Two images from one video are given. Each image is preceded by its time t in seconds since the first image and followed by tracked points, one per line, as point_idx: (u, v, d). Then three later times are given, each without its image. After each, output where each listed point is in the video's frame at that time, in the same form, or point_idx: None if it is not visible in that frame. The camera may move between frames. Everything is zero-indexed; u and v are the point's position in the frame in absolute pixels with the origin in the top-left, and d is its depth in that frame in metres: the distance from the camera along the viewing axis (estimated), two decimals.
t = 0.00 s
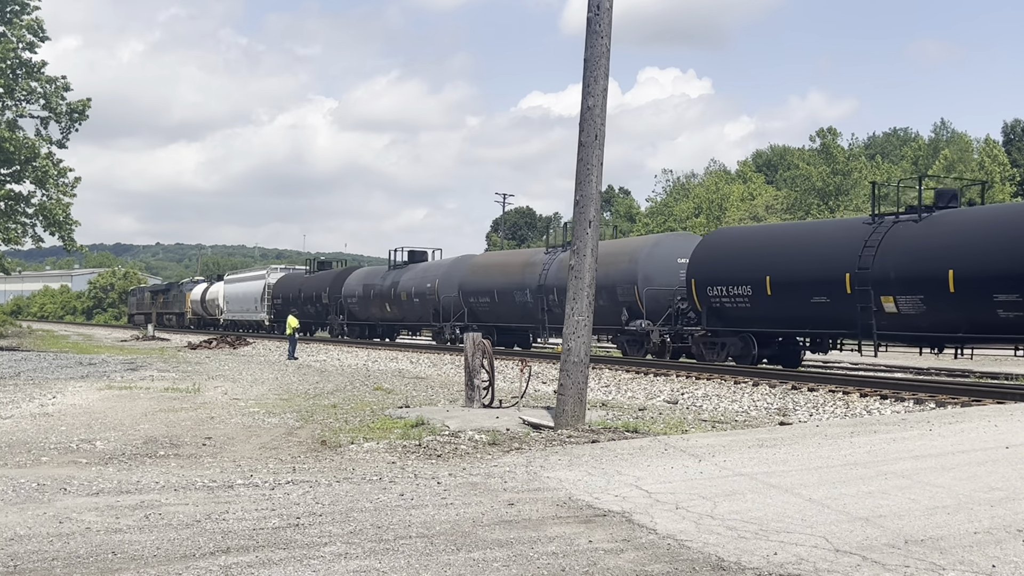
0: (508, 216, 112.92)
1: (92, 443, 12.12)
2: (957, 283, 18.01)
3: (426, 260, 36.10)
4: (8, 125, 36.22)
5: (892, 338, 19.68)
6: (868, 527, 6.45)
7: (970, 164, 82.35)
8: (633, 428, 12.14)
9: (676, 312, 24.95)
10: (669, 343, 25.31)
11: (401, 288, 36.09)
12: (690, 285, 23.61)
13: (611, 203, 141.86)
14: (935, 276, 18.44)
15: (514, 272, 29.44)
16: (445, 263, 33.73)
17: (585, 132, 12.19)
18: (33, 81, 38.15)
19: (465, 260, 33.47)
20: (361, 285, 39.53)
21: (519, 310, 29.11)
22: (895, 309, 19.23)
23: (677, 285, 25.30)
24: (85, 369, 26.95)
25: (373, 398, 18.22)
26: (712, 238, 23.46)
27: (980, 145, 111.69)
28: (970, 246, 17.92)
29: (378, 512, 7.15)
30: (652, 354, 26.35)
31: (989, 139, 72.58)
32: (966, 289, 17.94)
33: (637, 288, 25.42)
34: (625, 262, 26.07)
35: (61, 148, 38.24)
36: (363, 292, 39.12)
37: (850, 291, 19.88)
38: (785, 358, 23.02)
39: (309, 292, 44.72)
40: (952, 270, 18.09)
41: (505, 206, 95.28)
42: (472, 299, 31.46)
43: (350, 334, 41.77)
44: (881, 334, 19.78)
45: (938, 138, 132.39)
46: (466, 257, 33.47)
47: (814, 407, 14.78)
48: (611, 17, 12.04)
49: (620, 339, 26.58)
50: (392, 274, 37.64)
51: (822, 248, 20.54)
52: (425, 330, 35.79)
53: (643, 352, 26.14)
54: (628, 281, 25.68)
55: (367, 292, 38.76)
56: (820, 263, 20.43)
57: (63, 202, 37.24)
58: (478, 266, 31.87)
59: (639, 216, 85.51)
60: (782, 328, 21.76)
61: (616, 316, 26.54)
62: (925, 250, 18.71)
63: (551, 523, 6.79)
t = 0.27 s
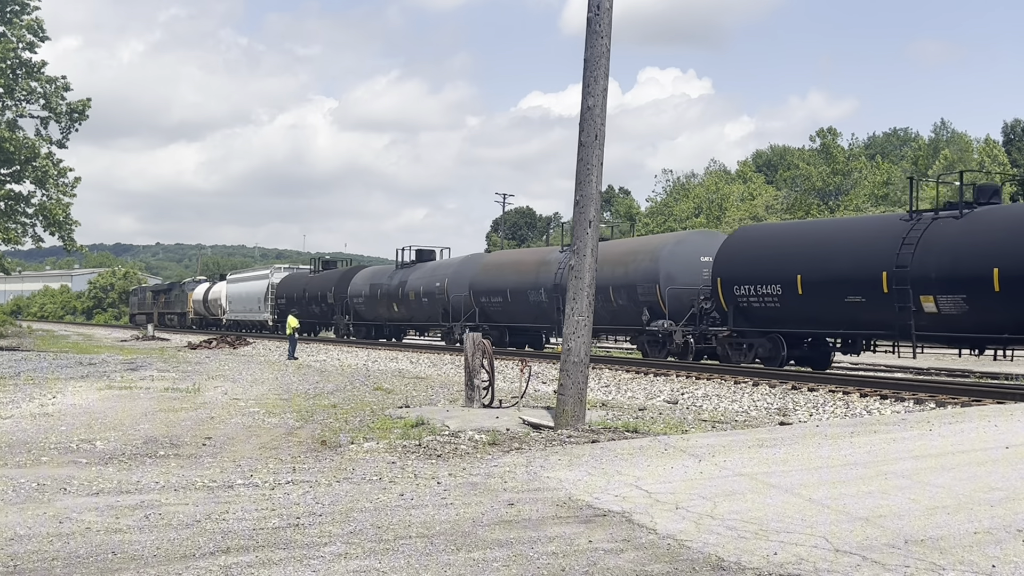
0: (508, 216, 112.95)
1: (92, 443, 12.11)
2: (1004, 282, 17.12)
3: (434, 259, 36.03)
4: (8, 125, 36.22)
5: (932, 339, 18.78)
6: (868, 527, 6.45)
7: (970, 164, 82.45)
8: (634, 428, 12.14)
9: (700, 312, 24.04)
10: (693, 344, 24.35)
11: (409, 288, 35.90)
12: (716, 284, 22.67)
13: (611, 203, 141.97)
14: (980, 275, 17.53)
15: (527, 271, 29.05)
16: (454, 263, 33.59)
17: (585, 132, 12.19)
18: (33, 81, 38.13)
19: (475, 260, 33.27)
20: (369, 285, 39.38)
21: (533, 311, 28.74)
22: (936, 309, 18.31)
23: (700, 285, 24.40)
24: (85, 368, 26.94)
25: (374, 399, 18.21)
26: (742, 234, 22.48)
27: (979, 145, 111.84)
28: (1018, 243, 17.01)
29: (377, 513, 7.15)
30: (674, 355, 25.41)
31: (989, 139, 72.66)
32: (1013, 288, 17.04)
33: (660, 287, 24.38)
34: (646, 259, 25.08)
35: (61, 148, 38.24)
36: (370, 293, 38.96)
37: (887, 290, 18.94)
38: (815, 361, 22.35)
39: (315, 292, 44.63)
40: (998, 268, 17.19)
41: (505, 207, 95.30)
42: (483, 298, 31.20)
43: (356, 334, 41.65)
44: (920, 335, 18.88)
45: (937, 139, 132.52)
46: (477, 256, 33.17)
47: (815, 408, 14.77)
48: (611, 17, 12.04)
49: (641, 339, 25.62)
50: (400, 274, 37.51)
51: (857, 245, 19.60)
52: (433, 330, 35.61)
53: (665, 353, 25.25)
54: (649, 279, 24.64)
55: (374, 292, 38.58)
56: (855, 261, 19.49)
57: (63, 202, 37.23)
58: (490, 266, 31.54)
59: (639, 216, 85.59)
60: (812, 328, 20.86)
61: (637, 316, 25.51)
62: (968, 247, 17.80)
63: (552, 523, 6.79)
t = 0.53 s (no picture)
0: (508, 216, 112.94)
1: (92, 443, 12.11)
2: None
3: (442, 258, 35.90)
4: (8, 125, 36.22)
5: (974, 340, 18.10)
6: (868, 527, 6.45)
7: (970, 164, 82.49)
8: (634, 428, 12.14)
9: (724, 311, 23.67)
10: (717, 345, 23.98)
11: (417, 287, 35.73)
12: (743, 284, 22.09)
13: (611, 203, 142.02)
14: None
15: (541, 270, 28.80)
16: (463, 262, 33.44)
17: (585, 132, 12.19)
18: (33, 81, 38.13)
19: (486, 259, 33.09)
20: (376, 284, 39.19)
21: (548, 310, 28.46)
22: (979, 309, 17.62)
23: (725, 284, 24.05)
24: (85, 368, 26.94)
25: (374, 398, 18.20)
26: (770, 231, 21.89)
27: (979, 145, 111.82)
28: None
29: (377, 513, 7.15)
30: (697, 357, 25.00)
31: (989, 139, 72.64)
32: None
33: (683, 285, 24.04)
34: (669, 258, 24.69)
35: (61, 148, 38.24)
36: (378, 292, 38.81)
37: (927, 290, 18.26)
38: (845, 363, 21.82)
39: (321, 292, 44.48)
40: None
41: (506, 206, 95.26)
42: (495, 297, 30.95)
43: (363, 335, 41.50)
44: (961, 336, 18.20)
45: (937, 139, 132.60)
46: (489, 256, 32.90)
47: (815, 407, 14.77)
48: (611, 17, 12.05)
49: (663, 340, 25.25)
50: (408, 273, 37.35)
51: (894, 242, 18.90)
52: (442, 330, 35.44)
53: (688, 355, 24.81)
54: (672, 278, 24.28)
55: (381, 292, 38.42)
56: (892, 259, 18.81)
57: (63, 202, 37.23)
58: (504, 266, 31.30)
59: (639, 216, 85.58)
60: (846, 328, 20.23)
61: (659, 316, 25.15)
62: (1014, 244, 17.04)
63: (552, 523, 6.79)
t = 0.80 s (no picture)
0: (508, 216, 112.91)
1: (92, 443, 12.12)
2: None
3: (450, 257, 35.84)
4: (8, 125, 36.21)
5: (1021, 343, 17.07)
6: (868, 527, 6.45)
7: (969, 164, 82.51)
8: (634, 428, 12.14)
9: (752, 311, 23.17)
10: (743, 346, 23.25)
11: (426, 287, 35.61)
12: (771, 283, 21.14)
13: (611, 203, 142.04)
14: None
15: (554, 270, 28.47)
16: (473, 261, 33.34)
17: (585, 132, 12.19)
18: (33, 81, 38.13)
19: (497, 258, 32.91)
20: (384, 284, 39.07)
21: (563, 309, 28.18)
22: None
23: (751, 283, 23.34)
24: (85, 368, 26.94)
25: (374, 399, 18.20)
26: (797, 231, 20.95)
27: (979, 145, 111.78)
28: None
29: (377, 513, 7.15)
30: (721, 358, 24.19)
31: (989, 139, 72.61)
32: None
33: (707, 284, 23.26)
34: (693, 256, 23.88)
35: (62, 148, 38.24)
36: (385, 293, 38.72)
37: (970, 289, 17.29)
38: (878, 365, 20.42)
39: (327, 292, 44.37)
40: None
41: (506, 207, 95.30)
42: (508, 297, 30.66)
43: (370, 335, 41.40)
44: (1006, 339, 17.19)
45: (936, 139, 132.67)
46: (503, 255, 32.43)
47: (815, 407, 14.78)
48: (611, 17, 12.05)
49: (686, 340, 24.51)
50: (416, 272, 37.25)
51: (934, 240, 17.95)
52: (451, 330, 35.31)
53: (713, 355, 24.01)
54: (696, 277, 23.50)
55: (389, 292, 38.31)
56: (932, 258, 17.84)
57: (63, 202, 37.24)
58: (518, 265, 30.89)
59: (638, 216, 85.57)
60: (881, 331, 19.25)
61: (682, 316, 24.40)
62: None
63: (552, 523, 6.79)
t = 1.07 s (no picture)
0: (508, 216, 112.90)
1: (92, 443, 12.13)
2: None
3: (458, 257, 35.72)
4: (8, 125, 36.21)
5: None
6: (868, 527, 6.45)
7: (969, 164, 82.49)
8: (633, 428, 12.15)
9: (780, 311, 22.57)
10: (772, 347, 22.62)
11: (436, 286, 35.46)
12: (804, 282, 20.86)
13: (611, 203, 142.08)
14: None
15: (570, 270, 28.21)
16: (482, 261, 33.20)
17: (586, 132, 12.19)
18: (33, 81, 38.12)
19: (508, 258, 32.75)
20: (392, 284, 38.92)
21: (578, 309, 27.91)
22: None
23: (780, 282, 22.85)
24: (85, 368, 26.95)
25: (374, 398, 18.22)
26: (834, 226, 20.53)
27: (980, 145, 111.72)
28: None
29: (378, 512, 7.15)
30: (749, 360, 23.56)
31: (989, 139, 72.56)
32: None
33: (734, 283, 22.80)
34: (719, 255, 23.48)
35: (62, 148, 38.23)
36: (393, 293, 38.60)
37: (1015, 288, 16.85)
38: (914, 367, 19.99)
39: (332, 292, 44.39)
40: None
41: (506, 208, 95.33)
42: (522, 298, 30.35)
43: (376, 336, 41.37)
44: None
45: (936, 139, 132.67)
46: (517, 255, 32.04)
47: (815, 408, 14.79)
48: (611, 17, 12.05)
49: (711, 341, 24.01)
50: (424, 272, 37.13)
51: (976, 237, 17.55)
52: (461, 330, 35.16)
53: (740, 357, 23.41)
54: (723, 276, 23.06)
55: (397, 292, 38.19)
56: (974, 256, 17.44)
57: (63, 202, 37.24)
58: (531, 264, 30.46)
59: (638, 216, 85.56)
60: (919, 332, 18.85)
61: (707, 317, 23.95)
62: None
63: (552, 523, 6.79)
